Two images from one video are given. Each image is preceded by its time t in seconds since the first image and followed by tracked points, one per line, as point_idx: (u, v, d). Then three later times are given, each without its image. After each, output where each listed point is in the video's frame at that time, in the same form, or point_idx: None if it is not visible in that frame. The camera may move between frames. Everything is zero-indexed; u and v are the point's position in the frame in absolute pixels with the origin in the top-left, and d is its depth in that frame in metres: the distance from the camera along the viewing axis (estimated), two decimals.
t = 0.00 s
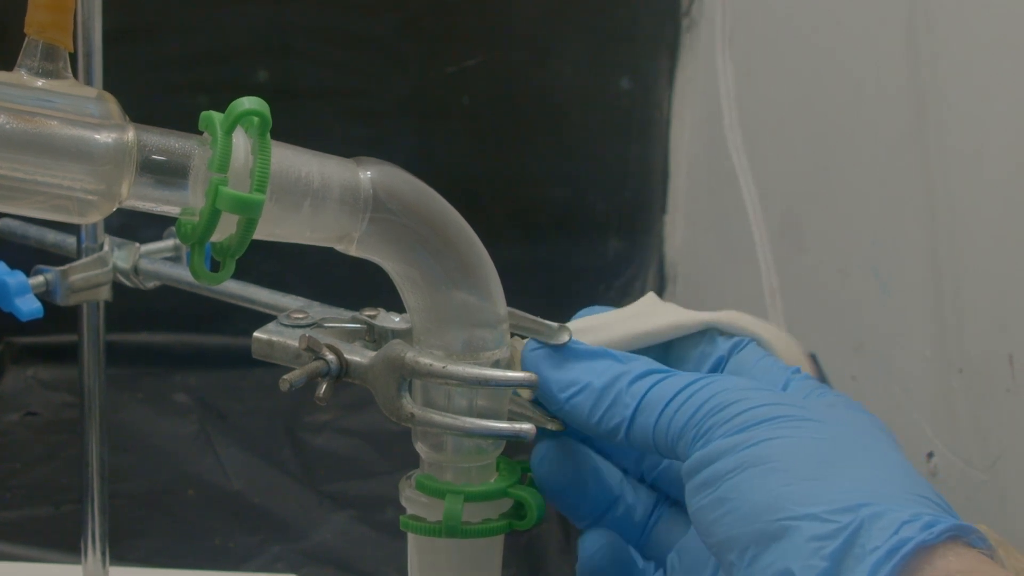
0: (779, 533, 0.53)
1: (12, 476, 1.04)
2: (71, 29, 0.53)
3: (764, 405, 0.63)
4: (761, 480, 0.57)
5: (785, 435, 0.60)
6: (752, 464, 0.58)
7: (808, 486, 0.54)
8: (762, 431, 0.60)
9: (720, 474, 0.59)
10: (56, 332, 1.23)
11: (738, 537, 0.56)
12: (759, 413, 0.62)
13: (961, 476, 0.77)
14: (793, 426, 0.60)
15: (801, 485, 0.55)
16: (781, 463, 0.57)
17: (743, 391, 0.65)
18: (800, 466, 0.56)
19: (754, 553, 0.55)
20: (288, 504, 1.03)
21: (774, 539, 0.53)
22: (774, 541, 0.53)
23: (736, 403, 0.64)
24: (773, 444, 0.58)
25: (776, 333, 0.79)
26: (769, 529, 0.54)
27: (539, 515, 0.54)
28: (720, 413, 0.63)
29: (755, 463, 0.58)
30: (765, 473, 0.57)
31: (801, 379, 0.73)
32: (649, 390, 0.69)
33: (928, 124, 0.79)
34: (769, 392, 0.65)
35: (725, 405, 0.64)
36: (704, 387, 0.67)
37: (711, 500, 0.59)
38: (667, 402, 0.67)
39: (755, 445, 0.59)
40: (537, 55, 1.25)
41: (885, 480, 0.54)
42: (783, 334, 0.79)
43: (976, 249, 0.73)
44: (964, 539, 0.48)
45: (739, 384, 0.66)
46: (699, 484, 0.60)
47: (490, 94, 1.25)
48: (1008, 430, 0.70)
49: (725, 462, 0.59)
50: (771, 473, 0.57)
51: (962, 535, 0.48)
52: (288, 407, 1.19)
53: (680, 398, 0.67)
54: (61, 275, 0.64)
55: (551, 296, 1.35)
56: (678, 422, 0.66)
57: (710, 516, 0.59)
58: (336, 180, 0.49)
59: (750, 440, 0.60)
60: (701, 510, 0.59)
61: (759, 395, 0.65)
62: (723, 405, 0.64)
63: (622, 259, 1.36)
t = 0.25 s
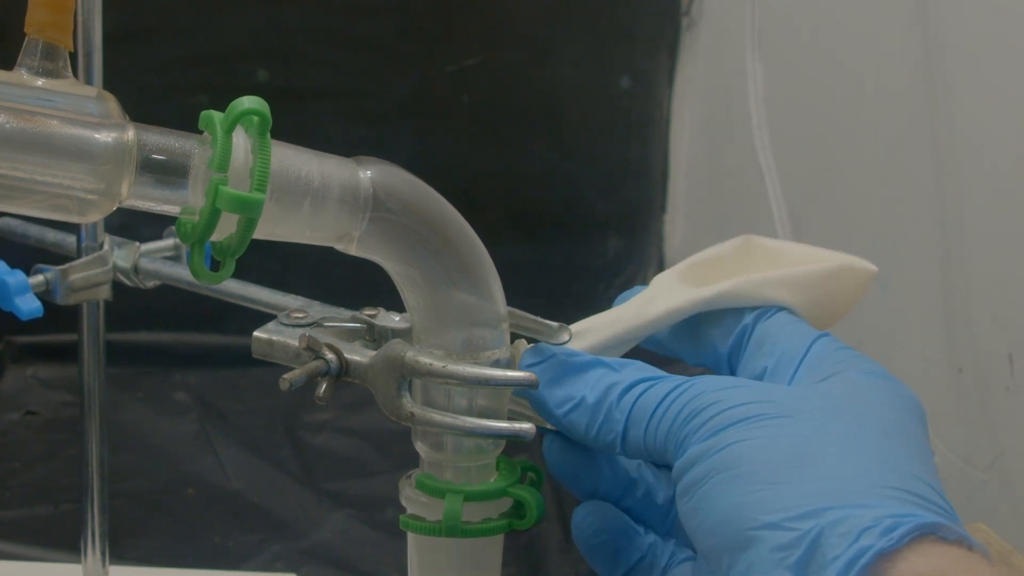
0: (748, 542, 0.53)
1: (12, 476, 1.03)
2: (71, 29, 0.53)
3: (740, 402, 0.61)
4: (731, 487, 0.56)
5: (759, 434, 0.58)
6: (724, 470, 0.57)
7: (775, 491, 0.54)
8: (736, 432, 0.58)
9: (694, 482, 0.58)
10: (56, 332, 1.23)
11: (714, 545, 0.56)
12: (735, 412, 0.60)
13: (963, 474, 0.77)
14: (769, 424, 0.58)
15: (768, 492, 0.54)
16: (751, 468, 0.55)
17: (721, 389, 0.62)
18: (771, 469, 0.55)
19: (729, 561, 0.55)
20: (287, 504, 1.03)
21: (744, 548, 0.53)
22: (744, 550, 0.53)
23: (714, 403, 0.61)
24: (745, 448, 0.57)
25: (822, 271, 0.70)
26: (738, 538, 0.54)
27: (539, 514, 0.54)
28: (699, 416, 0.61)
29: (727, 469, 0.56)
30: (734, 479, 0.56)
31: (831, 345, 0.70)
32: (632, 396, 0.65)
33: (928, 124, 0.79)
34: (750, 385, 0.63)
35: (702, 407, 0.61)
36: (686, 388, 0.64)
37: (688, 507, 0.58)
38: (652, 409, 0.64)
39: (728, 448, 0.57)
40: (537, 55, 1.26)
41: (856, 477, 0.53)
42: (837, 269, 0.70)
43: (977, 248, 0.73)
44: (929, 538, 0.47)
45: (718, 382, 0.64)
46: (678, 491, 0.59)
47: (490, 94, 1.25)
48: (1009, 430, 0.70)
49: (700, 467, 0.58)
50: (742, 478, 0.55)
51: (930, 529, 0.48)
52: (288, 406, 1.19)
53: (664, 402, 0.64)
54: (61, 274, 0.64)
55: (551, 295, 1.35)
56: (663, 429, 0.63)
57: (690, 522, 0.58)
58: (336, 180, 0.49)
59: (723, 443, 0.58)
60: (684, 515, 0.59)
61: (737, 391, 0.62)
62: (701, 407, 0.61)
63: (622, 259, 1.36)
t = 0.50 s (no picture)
0: (757, 537, 0.54)
1: (12, 475, 1.03)
2: (71, 28, 0.53)
3: (752, 396, 0.61)
4: (739, 481, 0.56)
5: (770, 428, 0.58)
6: (733, 465, 0.57)
7: (782, 486, 0.54)
8: (745, 427, 0.59)
9: (706, 478, 0.59)
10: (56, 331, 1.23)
11: (725, 540, 0.56)
12: (746, 407, 0.61)
13: (962, 473, 0.77)
14: (780, 419, 0.59)
15: (776, 485, 0.54)
16: (759, 462, 0.56)
17: (735, 384, 0.63)
18: (778, 463, 0.55)
19: (740, 556, 0.55)
20: (287, 503, 1.03)
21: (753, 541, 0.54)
22: (754, 545, 0.54)
23: (725, 398, 0.62)
24: (754, 442, 0.57)
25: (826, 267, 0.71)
26: (747, 533, 0.54)
27: (539, 513, 0.54)
28: (710, 412, 0.62)
29: (736, 464, 0.57)
30: (743, 474, 0.56)
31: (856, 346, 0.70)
32: (646, 396, 0.65)
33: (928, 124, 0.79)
34: (763, 380, 0.63)
35: (714, 403, 0.62)
36: (701, 384, 0.65)
37: (701, 503, 0.59)
38: (666, 405, 0.64)
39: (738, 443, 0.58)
40: (536, 54, 1.25)
41: (865, 470, 0.53)
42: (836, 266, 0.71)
43: (977, 248, 0.73)
44: (938, 531, 0.47)
45: (733, 378, 0.64)
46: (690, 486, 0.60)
47: (490, 93, 1.25)
48: (1009, 429, 0.70)
49: (711, 462, 0.59)
50: (751, 472, 0.56)
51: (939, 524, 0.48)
52: (288, 405, 1.19)
53: (677, 397, 0.64)
54: (61, 273, 0.64)
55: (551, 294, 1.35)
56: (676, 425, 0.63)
57: (701, 516, 0.59)
58: (336, 179, 0.49)
59: (732, 438, 0.59)
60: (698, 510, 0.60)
61: (752, 387, 0.63)
62: (713, 403, 0.62)
63: (622, 258, 1.36)
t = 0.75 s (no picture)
0: (733, 537, 0.55)
1: (11, 475, 1.03)
2: (71, 27, 0.53)
3: (744, 395, 0.62)
4: (722, 480, 0.57)
5: (756, 431, 0.59)
6: (717, 463, 0.58)
7: (765, 491, 0.55)
8: (733, 426, 0.60)
9: (687, 471, 0.59)
10: (56, 330, 1.23)
11: (700, 534, 0.57)
12: (736, 406, 0.61)
13: (961, 472, 0.77)
14: (767, 422, 0.59)
15: (760, 490, 0.55)
16: (744, 464, 0.57)
17: (727, 380, 0.63)
18: (764, 468, 0.56)
19: (712, 552, 0.57)
20: (287, 502, 1.03)
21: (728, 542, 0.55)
22: (729, 543, 0.55)
23: (713, 395, 0.62)
24: (742, 443, 0.58)
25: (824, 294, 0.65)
26: (723, 532, 0.55)
27: (539, 512, 0.54)
28: (697, 408, 0.62)
29: (721, 462, 0.58)
30: (726, 473, 0.57)
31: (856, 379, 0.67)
32: (636, 383, 0.65)
33: (927, 124, 0.79)
34: (756, 378, 0.63)
35: (703, 399, 0.62)
36: (694, 375, 0.64)
37: (678, 496, 0.60)
38: (657, 393, 0.63)
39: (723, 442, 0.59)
40: (536, 53, 1.25)
41: (848, 485, 0.55)
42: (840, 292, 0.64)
43: (977, 248, 0.74)
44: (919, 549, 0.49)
45: (724, 373, 0.64)
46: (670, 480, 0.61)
47: (489, 92, 1.25)
48: (1009, 428, 0.70)
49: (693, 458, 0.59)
50: (732, 473, 0.57)
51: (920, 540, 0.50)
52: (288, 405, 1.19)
53: (669, 388, 0.63)
54: (61, 273, 0.64)
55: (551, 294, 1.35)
56: (664, 415, 0.63)
57: (678, 510, 0.60)
58: (336, 178, 0.49)
59: (719, 435, 0.59)
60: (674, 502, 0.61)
61: (742, 383, 0.63)
62: (701, 399, 0.62)
63: (622, 257, 1.36)
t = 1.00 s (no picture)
0: (709, 543, 0.52)
1: (11, 474, 1.03)
2: (71, 26, 0.53)
3: (745, 416, 0.61)
4: (711, 487, 0.55)
5: (753, 450, 0.57)
6: (707, 471, 0.56)
7: (751, 507, 0.53)
8: (730, 442, 0.58)
9: (674, 477, 0.57)
10: (56, 330, 1.23)
11: (672, 539, 0.54)
12: (735, 425, 0.60)
13: (961, 471, 0.77)
14: (765, 445, 0.58)
15: (747, 503, 0.53)
16: (736, 478, 0.55)
17: (730, 401, 0.62)
18: (754, 485, 0.55)
19: (683, 560, 0.53)
20: (287, 501, 1.03)
21: (701, 549, 0.52)
22: (702, 550, 0.52)
23: (718, 410, 0.61)
24: (736, 458, 0.56)
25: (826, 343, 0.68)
26: (700, 536, 0.52)
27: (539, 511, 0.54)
28: (697, 420, 0.61)
29: (712, 471, 0.56)
30: (715, 482, 0.55)
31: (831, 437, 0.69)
32: (642, 386, 0.64)
33: (927, 124, 0.79)
34: (760, 405, 0.63)
35: (705, 413, 0.61)
36: (697, 389, 0.64)
37: (659, 500, 0.57)
38: (657, 398, 0.63)
39: (719, 454, 0.57)
40: (536, 52, 1.25)
41: (834, 521, 0.54)
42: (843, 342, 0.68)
43: (978, 247, 0.74)
44: None
45: (728, 394, 0.63)
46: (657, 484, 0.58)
47: (490, 91, 1.25)
48: (1010, 428, 0.70)
49: (684, 465, 0.57)
50: (720, 484, 0.55)
51: None
52: (288, 404, 1.19)
53: (671, 395, 0.63)
54: (61, 272, 0.64)
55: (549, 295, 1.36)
56: (659, 421, 0.62)
57: (655, 515, 0.57)
58: (335, 177, 0.49)
59: (715, 448, 0.58)
60: (653, 508, 0.58)
61: (745, 407, 0.62)
62: (704, 413, 0.61)
63: (622, 256, 1.36)
